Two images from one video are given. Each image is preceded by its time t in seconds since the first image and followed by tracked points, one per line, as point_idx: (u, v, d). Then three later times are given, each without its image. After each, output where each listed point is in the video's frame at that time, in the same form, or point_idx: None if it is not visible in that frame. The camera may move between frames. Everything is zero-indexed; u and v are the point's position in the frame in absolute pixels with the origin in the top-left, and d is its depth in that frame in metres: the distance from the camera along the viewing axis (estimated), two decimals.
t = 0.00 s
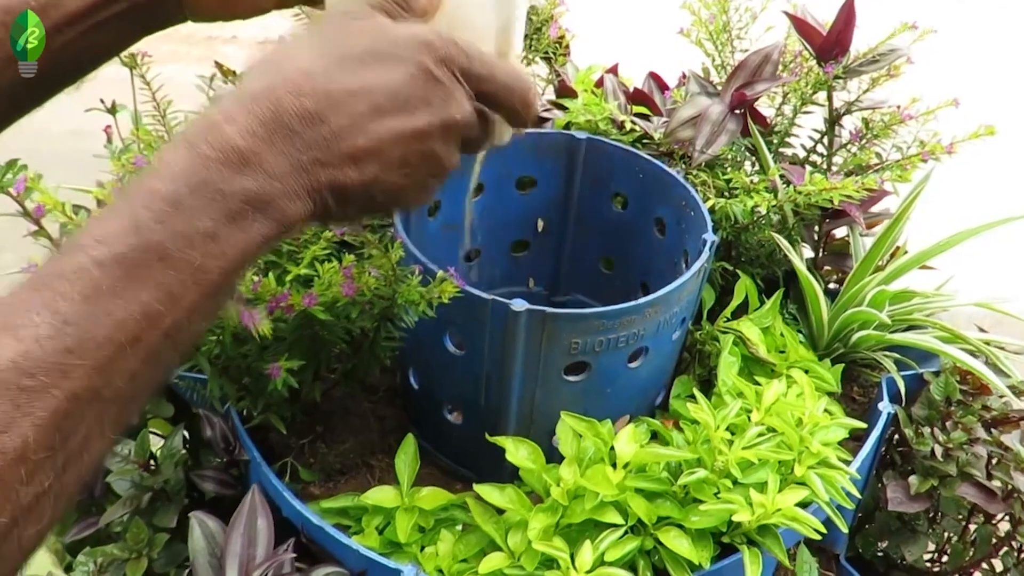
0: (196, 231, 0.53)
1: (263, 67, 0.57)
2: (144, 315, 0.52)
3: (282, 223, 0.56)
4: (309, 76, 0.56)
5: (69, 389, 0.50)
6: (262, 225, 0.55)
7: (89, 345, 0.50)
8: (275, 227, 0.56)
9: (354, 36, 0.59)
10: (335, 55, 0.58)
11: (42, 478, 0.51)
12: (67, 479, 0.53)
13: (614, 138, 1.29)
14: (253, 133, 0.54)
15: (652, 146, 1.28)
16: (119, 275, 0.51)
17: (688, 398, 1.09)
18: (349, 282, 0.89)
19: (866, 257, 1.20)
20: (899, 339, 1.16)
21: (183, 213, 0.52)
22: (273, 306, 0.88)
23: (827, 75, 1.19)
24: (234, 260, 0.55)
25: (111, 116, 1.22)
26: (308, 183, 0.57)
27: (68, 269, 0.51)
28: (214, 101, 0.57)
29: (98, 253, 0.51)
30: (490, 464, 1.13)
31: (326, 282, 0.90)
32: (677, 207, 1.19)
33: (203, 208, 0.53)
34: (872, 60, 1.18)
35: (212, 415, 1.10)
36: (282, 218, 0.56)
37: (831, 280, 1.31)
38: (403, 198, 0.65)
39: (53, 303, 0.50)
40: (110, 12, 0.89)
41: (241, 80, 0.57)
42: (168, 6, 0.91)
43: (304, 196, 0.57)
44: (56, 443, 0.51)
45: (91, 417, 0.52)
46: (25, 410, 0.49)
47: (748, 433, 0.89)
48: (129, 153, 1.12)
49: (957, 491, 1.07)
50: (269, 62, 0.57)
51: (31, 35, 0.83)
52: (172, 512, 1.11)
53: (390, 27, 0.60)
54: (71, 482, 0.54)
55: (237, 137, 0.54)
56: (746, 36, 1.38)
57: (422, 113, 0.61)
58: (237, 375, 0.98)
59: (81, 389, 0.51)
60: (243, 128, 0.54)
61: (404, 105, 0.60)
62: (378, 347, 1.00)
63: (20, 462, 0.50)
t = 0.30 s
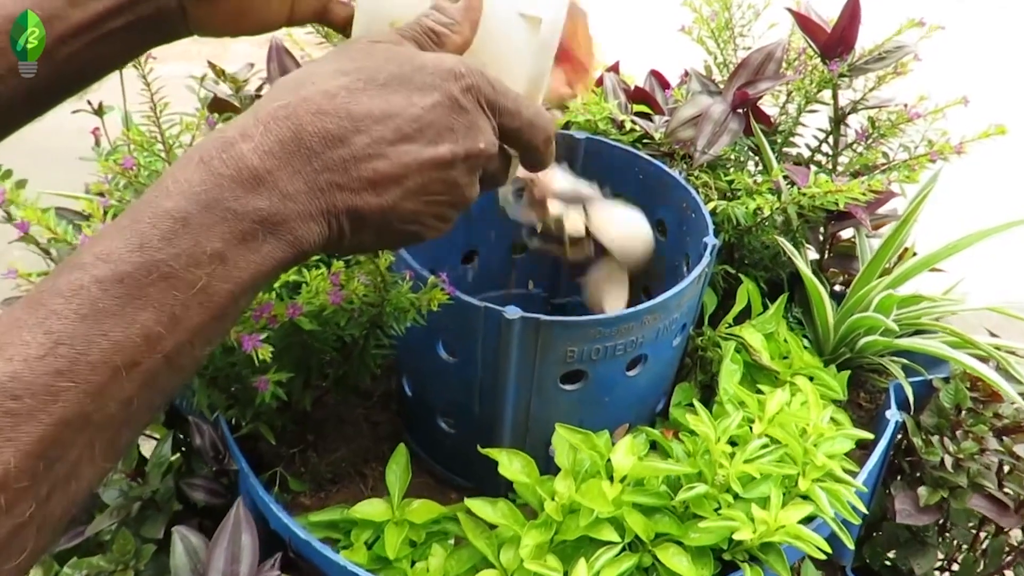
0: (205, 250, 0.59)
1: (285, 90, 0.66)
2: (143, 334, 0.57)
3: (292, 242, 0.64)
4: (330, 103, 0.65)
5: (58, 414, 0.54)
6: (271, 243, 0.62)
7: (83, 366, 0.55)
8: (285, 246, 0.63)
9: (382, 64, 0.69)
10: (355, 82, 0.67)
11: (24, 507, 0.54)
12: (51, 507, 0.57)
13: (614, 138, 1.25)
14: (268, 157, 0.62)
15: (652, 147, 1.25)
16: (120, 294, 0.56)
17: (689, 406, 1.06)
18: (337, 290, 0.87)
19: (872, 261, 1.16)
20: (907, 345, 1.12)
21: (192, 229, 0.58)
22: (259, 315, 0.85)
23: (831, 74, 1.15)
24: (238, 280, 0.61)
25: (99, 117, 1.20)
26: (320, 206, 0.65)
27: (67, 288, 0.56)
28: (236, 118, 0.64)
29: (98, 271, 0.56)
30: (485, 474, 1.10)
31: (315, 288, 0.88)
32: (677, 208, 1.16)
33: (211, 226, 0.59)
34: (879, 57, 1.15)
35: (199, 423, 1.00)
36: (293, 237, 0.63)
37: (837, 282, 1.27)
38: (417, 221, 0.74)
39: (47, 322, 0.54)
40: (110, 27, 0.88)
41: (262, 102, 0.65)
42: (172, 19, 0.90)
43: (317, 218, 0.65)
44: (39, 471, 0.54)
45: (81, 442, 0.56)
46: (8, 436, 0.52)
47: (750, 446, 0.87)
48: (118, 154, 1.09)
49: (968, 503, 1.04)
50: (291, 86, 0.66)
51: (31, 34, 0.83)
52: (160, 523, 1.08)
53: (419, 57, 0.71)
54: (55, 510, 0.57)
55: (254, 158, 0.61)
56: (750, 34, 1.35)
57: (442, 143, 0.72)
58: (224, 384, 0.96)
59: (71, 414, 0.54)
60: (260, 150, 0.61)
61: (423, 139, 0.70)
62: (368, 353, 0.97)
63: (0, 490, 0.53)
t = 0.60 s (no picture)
0: (185, 279, 0.56)
1: (273, 103, 0.63)
2: (115, 369, 0.55)
3: (278, 266, 0.61)
4: (319, 118, 0.62)
5: (24, 459, 0.52)
6: (256, 269, 0.60)
7: (51, 408, 0.53)
8: (270, 271, 0.61)
9: (374, 72, 0.66)
10: (347, 93, 0.64)
11: None
12: (20, 551, 0.55)
13: (614, 138, 1.22)
14: (252, 178, 0.59)
15: (654, 147, 1.22)
16: (92, 328, 0.54)
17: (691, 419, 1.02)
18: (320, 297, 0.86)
19: (880, 264, 1.13)
20: (916, 350, 1.08)
21: (171, 258, 0.56)
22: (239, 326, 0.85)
23: (836, 72, 1.12)
24: (220, 309, 0.59)
25: (91, 121, 1.15)
26: (309, 227, 0.62)
27: (33, 322, 0.53)
28: (221, 133, 0.61)
29: (67, 303, 0.54)
30: (482, 483, 1.07)
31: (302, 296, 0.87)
32: (680, 211, 1.12)
33: (191, 254, 0.57)
34: (886, 55, 1.12)
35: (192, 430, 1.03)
36: (279, 262, 0.61)
37: (843, 285, 1.24)
38: (413, 237, 0.71)
39: (12, 360, 0.52)
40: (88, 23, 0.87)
41: (247, 116, 0.62)
42: (151, 14, 0.90)
43: (305, 241, 0.62)
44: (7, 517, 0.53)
45: (49, 486, 0.54)
46: None
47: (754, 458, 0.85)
48: (104, 157, 1.06)
49: (981, 515, 1.00)
50: (279, 98, 0.63)
51: (31, 35, 0.82)
52: (151, 532, 1.06)
53: (413, 62, 0.68)
54: (25, 555, 0.56)
55: (238, 180, 0.58)
56: (753, 32, 1.32)
57: (438, 156, 0.69)
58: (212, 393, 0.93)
59: (39, 459, 0.53)
60: (245, 171, 0.59)
61: (419, 153, 0.67)
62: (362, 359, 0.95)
63: None
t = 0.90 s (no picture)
0: (145, 300, 0.52)
1: (238, 106, 0.58)
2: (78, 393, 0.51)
3: (249, 283, 0.57)
4: (289, 123, 0.58)
5: None
6: (224, 287, 0.55)
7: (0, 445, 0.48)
8: (239, 288, 0.56)
9: (349, 70, 0.62)
10: (318, 94, 0.60)
11: None
12: None
13: (615, 138, 1.20)
14: (218, 188, 0.55)
15: (656, 147, 1.19)
16: (44, 359, 0.49)
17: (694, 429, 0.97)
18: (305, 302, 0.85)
19: (889, 267, 1.10)
20: (925, 356, 1.05)
21: (129, 278, 0.52)
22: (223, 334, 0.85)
23: (845, 70, 1.09)
24: (186, 331, 0.54)
25: (84, 121, 1.13)
26: (281, 239, 0.58)
27: None
28: (182, 140, 0.57)
29: (17, 331, 0.49)
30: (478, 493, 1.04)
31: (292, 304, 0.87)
32: (683, 213, 1.09)
33: (152, 272, 0.52)
34: (895, 52, 1.08)
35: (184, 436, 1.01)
36: (250, 278, 0.56)
37: (851, 288, 1.21)
38: (395, 244, 0.68)
39: None
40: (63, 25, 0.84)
41: (211, 121, 0.58)
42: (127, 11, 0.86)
43: (278, 254, 0.58)
44: None
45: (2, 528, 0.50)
46: None
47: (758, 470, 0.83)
48: (90, 160, 1.03)
49: (994, 529, 0.98)
50: (245, 101, 0.59)
51: (32, 35, 0.81)
52: (144, 539, 1.02)
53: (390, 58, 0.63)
54: None
55: (202, 191, 0.54)
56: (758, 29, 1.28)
57: (419, 158, 0.65)
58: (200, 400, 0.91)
59: None
60: (209, 181, 0.54)
61: (399, 156, 0.63)
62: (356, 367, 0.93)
63: None
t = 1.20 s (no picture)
0: (131, 308, 0.52)
1: (232, 104, 0.57)
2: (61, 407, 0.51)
3: (239, 289, 0.57)
4: (284, 124, 0.57)
5: None
6: (213, 293, 0.55)
7: None
8: (229, 294, 0.56)
9: (354, 67, 0.60)
10: (318, 94, 0.58)
11: None
12: None
13: (616, 138, 1.16)
14: (207, 193, 0.54)
15: (658, 147, 1.15)
16: (23, 371, 0.50)
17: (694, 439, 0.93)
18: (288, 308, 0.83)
19: (899, 271, 1.06)
20: (938, 364, 1.01)
21: (114, 286, 0.52)
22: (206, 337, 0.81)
23: (853, 66, 1.05)
24: (173, 339, 0.54)
25: (73, 121, 1.10)
26: (271, 245, 0.57)
27: None
28: (173, 138, 0.56)
29: None
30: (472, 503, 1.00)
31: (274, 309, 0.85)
32: (683, 214, 1.05)
33: (136, 280, 0.52)
34: (906, 48, 1.05)
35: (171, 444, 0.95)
36: (239, 285, 0.56)
37: (859, 291, 1.17)
38: (395, 249, 0.67)
39: None
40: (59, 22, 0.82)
41: (203, 118, 0.57)
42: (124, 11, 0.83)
43: (268, 259, 0.57)
44: None
45: None
46: None
47: (761, 484, 0.80)
48: (78, 159, 0.99)
49: (1009, 544, 0.94)
50: (239, 98, 0.58)
51: (31, 35, 0.79)
52: (132, 547, 0.94)
53: (401, 54, 0.61)
54: None
55: (191, 196, 0.53)
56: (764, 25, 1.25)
57: (424, 163, 0.63)
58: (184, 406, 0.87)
59: None
60: (198, 184, 0.54)
61: (400, 160, 0.62)
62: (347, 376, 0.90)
63: None
